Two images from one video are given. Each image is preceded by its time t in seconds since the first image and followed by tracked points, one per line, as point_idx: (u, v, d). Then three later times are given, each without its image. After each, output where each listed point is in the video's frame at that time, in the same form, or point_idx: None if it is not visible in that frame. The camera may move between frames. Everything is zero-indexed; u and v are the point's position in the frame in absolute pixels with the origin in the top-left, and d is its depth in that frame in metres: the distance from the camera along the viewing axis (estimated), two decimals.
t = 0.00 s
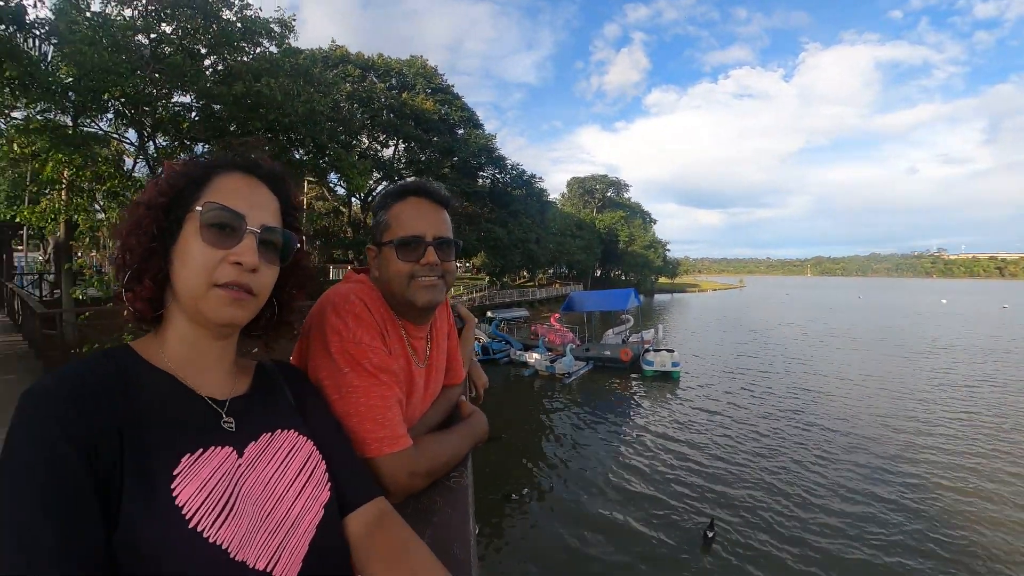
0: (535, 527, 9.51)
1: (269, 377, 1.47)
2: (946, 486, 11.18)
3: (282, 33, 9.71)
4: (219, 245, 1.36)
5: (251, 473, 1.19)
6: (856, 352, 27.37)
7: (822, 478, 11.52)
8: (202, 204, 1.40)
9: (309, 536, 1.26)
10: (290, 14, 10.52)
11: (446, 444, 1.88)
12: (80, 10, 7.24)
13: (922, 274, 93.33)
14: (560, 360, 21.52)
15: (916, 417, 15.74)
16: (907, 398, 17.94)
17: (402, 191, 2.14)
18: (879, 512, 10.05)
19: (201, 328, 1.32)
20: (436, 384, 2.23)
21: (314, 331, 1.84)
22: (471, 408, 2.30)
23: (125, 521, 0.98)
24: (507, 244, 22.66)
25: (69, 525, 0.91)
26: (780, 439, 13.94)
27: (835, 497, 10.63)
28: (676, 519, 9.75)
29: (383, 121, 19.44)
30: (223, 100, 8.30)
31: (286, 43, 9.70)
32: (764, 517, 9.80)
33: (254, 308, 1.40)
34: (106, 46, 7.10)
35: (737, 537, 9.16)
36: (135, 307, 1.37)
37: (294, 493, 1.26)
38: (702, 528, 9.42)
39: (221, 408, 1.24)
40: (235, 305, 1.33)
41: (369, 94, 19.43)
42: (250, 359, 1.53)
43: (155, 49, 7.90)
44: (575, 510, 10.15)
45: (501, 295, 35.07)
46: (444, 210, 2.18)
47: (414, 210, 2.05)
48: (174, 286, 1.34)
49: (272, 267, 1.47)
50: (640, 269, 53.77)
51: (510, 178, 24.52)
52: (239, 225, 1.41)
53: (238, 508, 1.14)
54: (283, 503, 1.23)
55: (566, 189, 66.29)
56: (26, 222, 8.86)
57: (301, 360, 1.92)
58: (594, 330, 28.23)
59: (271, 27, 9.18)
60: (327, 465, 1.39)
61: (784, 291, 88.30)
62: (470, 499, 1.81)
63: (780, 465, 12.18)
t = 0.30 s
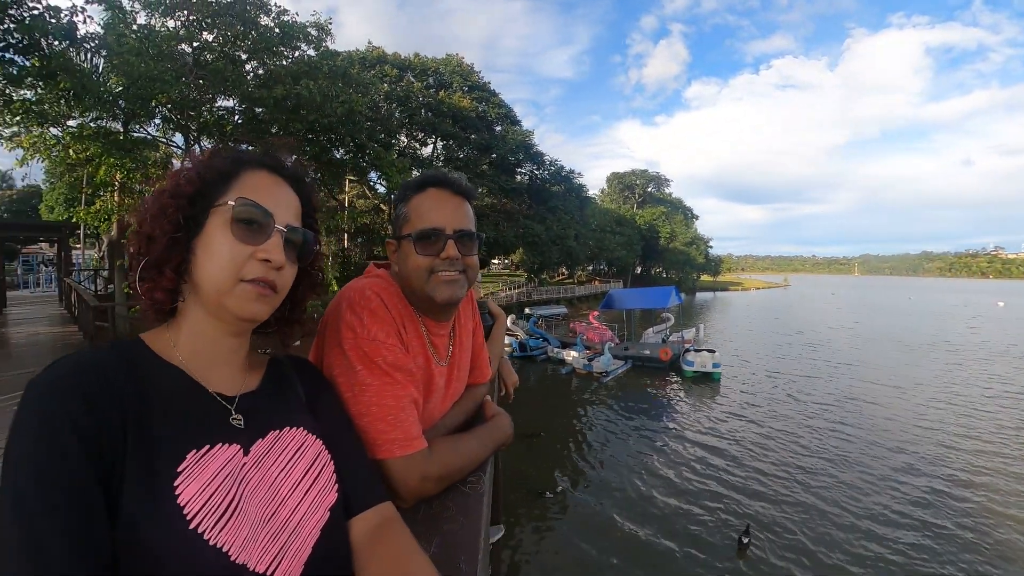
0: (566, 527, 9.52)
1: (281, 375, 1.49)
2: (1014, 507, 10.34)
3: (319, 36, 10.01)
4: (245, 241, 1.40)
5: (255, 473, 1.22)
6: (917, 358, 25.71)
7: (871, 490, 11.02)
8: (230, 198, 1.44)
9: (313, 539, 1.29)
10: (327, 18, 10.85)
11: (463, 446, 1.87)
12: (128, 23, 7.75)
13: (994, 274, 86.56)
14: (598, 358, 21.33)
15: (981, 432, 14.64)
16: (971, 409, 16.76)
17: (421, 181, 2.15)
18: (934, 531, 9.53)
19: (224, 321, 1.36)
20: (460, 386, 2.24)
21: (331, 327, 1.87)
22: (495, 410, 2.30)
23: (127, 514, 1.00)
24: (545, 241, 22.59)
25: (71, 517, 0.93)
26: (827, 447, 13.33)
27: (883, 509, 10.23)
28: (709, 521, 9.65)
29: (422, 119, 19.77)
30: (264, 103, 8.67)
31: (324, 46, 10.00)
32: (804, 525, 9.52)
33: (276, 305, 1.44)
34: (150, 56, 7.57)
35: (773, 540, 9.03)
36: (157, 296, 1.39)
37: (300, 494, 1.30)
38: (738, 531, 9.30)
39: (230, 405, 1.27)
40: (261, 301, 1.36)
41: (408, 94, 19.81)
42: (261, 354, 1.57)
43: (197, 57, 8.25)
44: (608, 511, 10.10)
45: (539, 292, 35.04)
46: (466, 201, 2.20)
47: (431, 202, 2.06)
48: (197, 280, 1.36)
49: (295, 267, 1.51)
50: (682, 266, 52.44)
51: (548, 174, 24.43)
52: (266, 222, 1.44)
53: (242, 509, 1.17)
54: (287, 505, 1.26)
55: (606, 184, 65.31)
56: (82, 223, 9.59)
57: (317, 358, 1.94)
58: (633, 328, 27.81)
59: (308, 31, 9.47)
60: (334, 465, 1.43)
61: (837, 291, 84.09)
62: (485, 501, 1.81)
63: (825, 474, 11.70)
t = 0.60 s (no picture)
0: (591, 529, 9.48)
1: (286, 363, 1.52)
2: None
3: (349, 39, 10.25)
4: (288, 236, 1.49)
5: (251, 467, 1.27)
6: (974, 366, 24.19)
7: (913, 504, 10.56)
8: (285, 195, 1.52)
9: (308, 534, 1.35)
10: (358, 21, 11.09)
11: (473, 445, 1.86)
12: (164, 32, 8.09)
13: None
14: (630, 358, 21.05)
15: None
16: None
17: (432, 171, 2.17)
18: (982, 551, 9.06)
19: (266, 308, 1.44)
20: (473, 380, 2.24)
21: (340, 319, 1.90)
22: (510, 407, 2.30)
23: (120, 503, 1.06)
24: (577, 239, 22.39)
25: (67, 506, 1.00)
26: (869, 457, 12.76)
27: (922, 523, 9.88)
28: (737, 527, 9.49)
29: (453, 119, 19.95)
30: (296, 105, 8.99)
31: (354, 48, 10.23)
32: (837, 538, 9.24)
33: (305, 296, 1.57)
34: (187, 63, 7.93)
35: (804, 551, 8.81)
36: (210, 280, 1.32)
37: (297, 490, 1.34)
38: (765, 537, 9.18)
39: (232, 396, 1.31)
40: (301, 293, 1.50)
41: (439, 94, 20.06)
42: (268, 344, 1.58)
43: (231, 63, 8.66)
44: (635, 515, 10.00)
45: (570, 291, 34.82)
46: (479, 193, 2.23)
47: (443, 193, 2.09)
48: (247, 273, 1.39)
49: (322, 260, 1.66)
50: (718, 265, 51.07)
51: (580, 172, 24.21)
52: (303, 220, 1.56)
53: (237, 503, 1.22)
54: (283, 499, 1.31)
55: (640, 181, 64.18)
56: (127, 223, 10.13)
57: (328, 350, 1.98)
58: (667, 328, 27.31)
59: (338, 34, 9.72)
60: (335, 461, 1.45)
61: (887, 293, 80.03)
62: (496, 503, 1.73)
63: (864, 485, 11.26)
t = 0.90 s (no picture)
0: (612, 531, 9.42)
1: (302, 362, 1.56)
2: None
3: (373, 40, 10.41)
4: (306, 234, 1.52)
5: (266, 464, 1.30)
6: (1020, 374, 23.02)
7: (947, 518, 10.22)
8: (303, 191, 1.54)
9: (321, 530, 1.38)
10: (382, 23, 11.24)
11: (487, 446, 1.84)
12: (193, 37, 8.38)
13: None
14: (655, 359, 20.76)
15: None
16: None
17: (449, 170, 2.17)
18: (1020, 568, 8.73)
19: (288, 306, 1.49)
20: (490, 380, 2.24)
21: (356, 319, 1.92)
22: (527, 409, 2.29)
23: (139, 495, 1.09)
24: (603, 237, 22.15)
25: (88, 495, 1.02)
26: (905, 468, 12.28)
27: (956, 539, 9.56)
28: (760, 533, 9.39)
29: (478, 118, 20.03)
30: (323, 106, 9.22)
31: (378, 49, 10.39)
32: (863, 548, 9.06)
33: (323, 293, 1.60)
34: (216, 66, 8.19)
35: (828, 560, 8.67)
36: (235, 276, 1.38)
37: (311, 487, 1.38)
38: (787, 543, 9.09)
39: (249, 394, 1.34)
40: (319, 288, 1.53)
41: (464, 94, 20.22)
42: (284, 341, 1.63)
43: (258, 66, 8.89)
44: (656, 518, 9.92)
45: (595, 290, 34.54)
46: (496, 192, 2.24)
47: (461, 192, 2.10)
48: (265, 268, 1.43)
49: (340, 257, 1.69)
50: (746, 265, 49.89)
51: (606, 170, 23.97)
52: (321, 218, 1.58)
53: (251, 500, 1.25)
54: (296, 497, 1.34)
55: (667, 178, 63.01)
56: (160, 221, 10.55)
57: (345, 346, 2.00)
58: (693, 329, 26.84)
59: (362, 36, 9.88)
60: (347, 458, 1.50)
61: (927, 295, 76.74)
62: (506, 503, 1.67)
63: (895, 496, 10.92)
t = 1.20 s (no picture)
0: (624, 534, 9.37)
1: (326, 363, 1.57)
2: None
3: (390, 42, 10.51)
4: (329, 240, 1.53)
5: (289, 463, 1.32)
6: None
7: (970, 531, 9.97)
8: (326, 197, 1.56)
9: (341, 530, 1.41)
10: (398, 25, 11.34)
11: (504, 448, 1.85)
12: (212, 41, 8.54)
13: None
14: (670, 361, 20.55)
15: None
16: None
17: (467, 174, 2.18)
18: None
19: (313, 308, 1.51)
20: (508, 383, 2.25)
21: (376, 321, 1.94)
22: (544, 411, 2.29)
23: (165, 494, 1.12)
24: (619, 239, 21.99)
25: (117, 493, 1.04)
26: (930, 479, 11.95)
27: (979, 552, 9.32)
28: (774, 538, 9.30)
29: (494, 119, 20.09)
30: (340, 108, 9.35)
31: (394, 51, 10.48)
32: (880, 556, 8.93)
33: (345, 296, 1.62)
34: (234, 69, 8.33)
35: (843, 568, 8.57)
36: (259, 281, 1.40)
37: (332, 487, 1.40)
38: (800, 549, 9.04)
39: (273, 395, 1.37)
40: (341, 294, 1.55)
41: (480, 95, 20.31)
42: (307, 341, 1.66)
43: (276, 68, 9.05)
44: (670, 521, 9.85)
45: (611, 291, 34.32)
46: (516, 196, 2.23)
47: (481, 197, 2.10)
48: (289, 273, 1.46)
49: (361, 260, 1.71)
50: (765, 267, 49.07)
51: (623, 170, 23.76)
52: (343, 224, 1.60)
53: (274, 498, 1.28)
54: (318, 496, 1.37)
55: (684, 179, 62.35)
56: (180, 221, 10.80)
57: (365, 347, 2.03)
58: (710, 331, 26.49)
59: (379, 38, 9.97)
60: (369, 457, 1.51)
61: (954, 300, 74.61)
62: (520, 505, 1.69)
63: (917, 507, 10.67)
